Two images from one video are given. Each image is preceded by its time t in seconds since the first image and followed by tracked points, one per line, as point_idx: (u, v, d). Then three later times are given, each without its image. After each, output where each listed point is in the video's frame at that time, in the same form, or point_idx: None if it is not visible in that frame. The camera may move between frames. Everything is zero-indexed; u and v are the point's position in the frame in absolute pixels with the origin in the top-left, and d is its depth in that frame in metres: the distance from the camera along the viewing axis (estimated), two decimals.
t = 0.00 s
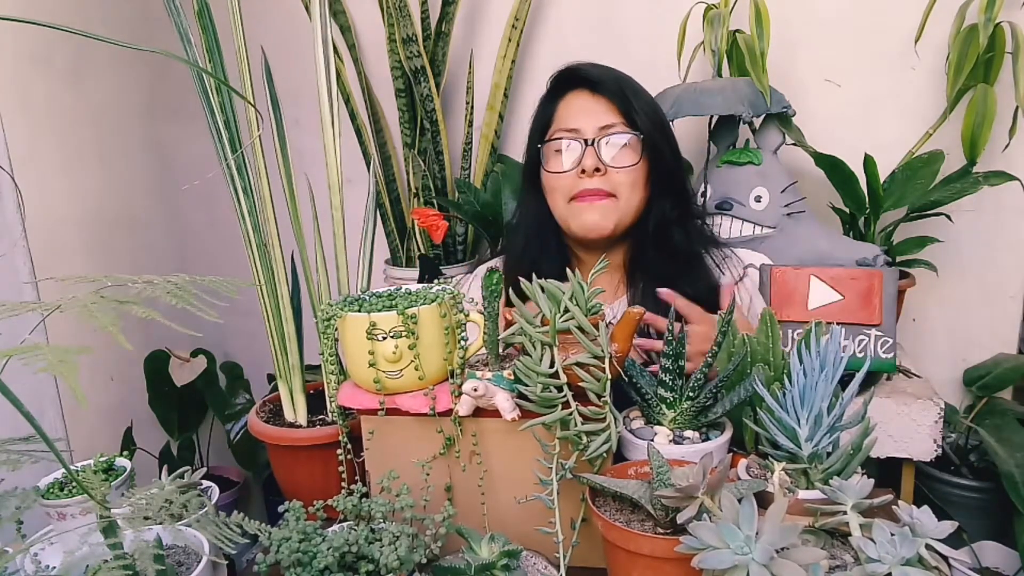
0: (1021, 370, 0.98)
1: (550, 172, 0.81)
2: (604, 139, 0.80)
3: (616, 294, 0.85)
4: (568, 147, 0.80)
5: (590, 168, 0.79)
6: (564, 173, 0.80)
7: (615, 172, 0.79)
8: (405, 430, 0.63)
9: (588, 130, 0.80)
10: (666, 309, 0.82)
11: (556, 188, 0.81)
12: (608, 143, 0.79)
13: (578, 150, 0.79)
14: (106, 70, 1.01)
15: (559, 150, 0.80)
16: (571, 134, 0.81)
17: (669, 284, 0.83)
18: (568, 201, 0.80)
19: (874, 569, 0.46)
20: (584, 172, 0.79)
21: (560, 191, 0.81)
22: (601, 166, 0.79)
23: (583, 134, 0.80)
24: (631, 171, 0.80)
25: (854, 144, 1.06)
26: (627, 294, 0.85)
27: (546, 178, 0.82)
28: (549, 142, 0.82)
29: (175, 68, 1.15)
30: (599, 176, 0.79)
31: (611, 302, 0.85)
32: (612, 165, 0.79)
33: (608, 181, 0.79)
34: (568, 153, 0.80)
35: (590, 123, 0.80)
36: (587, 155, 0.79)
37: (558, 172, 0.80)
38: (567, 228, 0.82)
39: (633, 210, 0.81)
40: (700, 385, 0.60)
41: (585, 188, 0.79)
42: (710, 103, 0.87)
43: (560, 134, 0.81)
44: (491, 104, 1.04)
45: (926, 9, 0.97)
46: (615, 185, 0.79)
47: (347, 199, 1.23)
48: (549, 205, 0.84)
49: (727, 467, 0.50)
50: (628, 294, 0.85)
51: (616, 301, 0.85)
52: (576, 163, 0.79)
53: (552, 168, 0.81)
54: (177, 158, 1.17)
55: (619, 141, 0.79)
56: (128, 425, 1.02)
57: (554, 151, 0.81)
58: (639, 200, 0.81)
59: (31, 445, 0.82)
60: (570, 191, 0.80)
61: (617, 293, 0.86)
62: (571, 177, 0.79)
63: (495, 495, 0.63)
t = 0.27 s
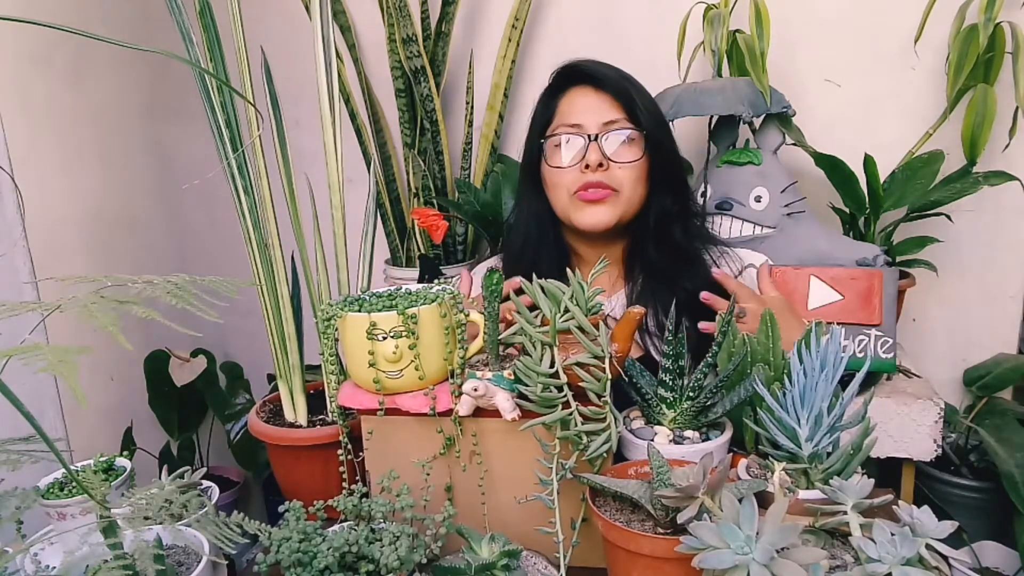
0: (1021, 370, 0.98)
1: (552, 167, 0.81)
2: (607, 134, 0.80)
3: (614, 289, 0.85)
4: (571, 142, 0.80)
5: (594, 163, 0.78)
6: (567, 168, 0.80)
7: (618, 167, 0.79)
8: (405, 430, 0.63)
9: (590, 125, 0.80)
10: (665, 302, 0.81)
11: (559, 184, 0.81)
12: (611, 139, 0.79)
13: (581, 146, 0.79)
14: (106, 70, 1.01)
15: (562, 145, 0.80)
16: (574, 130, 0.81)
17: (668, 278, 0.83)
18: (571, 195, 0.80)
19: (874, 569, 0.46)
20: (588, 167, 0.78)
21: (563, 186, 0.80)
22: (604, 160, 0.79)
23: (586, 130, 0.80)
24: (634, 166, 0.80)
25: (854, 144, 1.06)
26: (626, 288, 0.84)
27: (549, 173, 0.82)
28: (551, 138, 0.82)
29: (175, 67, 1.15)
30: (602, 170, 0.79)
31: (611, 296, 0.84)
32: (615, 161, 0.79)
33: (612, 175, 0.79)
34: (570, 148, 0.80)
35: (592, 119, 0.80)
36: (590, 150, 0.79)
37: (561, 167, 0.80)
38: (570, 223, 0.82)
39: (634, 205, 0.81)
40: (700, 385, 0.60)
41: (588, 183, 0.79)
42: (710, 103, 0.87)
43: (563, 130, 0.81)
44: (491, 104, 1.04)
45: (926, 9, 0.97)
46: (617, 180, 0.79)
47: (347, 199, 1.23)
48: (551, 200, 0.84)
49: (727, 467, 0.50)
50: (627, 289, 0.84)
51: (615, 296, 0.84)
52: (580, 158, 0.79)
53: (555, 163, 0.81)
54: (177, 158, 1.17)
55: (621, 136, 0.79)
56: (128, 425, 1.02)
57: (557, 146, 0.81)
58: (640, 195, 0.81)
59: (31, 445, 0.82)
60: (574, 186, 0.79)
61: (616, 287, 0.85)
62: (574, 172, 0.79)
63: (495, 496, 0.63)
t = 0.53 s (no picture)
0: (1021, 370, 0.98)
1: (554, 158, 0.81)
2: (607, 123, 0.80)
3: (615, 283, 0.85)
4: (572, 132, 0.80)
5: (595, 150, 0.79)
6: (568, 157, 0.80)
7: (619, 155, 0.79)
8: (404, 430, 0.63)
9: (591, 115, 0.81)
10: (665, 296, 0.81)
11: (561, 174, 0.81)
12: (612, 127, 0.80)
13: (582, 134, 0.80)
14: (106, 69, 1.01)
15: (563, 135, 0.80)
16: (575, 120, 0.81)
17: (668, 272, 0.83)
18: (573, 185, 0.80)
19: (874, 569, 0.46)
20: (589, 155, 0.79)
21: (564, 176, 0.80)
22: (605, 148, 0.79)
23: (586, 120, 0.81)
24: (634, 154, 0.80)
25: (854, 144, 1.06)
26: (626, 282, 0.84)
27: (550, 164, 0.82)
28: (552, 129, 0.82)
29: (175, 67, 1.15)
30: (603, 158, 0.79)
31: (611, 289, 0.84)
32: (616, 148, 0.79)
33: (613, 162, 0.79)
34: (571, 138, 0.80)
35: (592, 109, 0.81)
36: (591, 138, 0.79)
37: (562, 157, 0.80)
38: (572, 214, 0.82)
39: (636, 194, 0.81)
40: (700, 385, 0.60)
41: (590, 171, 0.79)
42: (710, 103, 0.87)
43: (563, 121, 0.82)
44: (491, 104, 1.04)
45: (926, 9, 0.97)
46: (618, 168, 0.79)
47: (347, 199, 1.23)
48: (552, 190, 0.84)
49: (727, 467, 0.50)
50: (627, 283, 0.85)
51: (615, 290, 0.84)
52: (581, 147, 0.80)
53: (556, 154, 0.81)
54: (177, 158, 1.17)
55: (621, 124, 0.80)
56: (128, 425, 1.02)
57: (558, 137, 0.81)
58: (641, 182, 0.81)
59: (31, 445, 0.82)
60: (576, 175, 0.79)
61: (616, 281, 0.85)
62: (576, 161, 0.79)
63: (495, 496, 0.63)
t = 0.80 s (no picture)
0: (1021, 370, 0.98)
1: (560, 166, 0.81)
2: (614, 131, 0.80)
3: (618, 286, 0.85)
4: (579, 140, 0.79)
5: (603, 160, 0.79)
6: (575, 165, 0.80)
7: (626, 165, 0.79)
8: (404, 430, 0.63)
9: (598, 123, 0.80)
10: (668, 299, 0.81)
11: (568, 182, 0.81)
12: (619, 137, 0.79)
13: (589, 143, 0.79)
14: (106, 69, 1.01)
15: (570, 143, 0.80)
16: (581, 127, 0.81)
17: (672, 275, 0.83)
18: (580, 193, 0.80)
19: (874, 569, 0.46)
20: (597, 165, 0.79)
21: (572, 184, 0.80)
22: (613, 158, 0.79)
23: (593, 127, 0.80)
24: (641, 163, 0.80)
25: (854, 144, 1.06)
26: (629, 283, 0.84)
27: (557, 171, 0.82)
28: (559, 135, 0.81)
29: (175, 67, 1.15)
30: (611, 168, 0.79)
31: (612, 289, 0.84)
32: (623, 158, 0.79)
33: (620, 172, 0.79)
34: (578, 146, 0.80)
35: (599, 116, 0.80)
36: (599, 147, 0.79)
37: (569, 165, 0.80)
38: (579, 220, 0.82)
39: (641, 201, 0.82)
40: (700, 385, 0.60)
41: (598, 180, 0.79)
42: (710, 103, 0.87)
43: (569, 128, 0.81)
44: (491, 104, 1.04)
45: (926, 9, 0.97)
46: (626, 177, 0.79)
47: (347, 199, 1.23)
48: (558, 197, 0.84)
49: (727, 467, 0.50)
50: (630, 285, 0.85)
51: (618, 292, 0.84)
52: (588, 156, 0.79)
53: (562, 161, 0.81)
54: (176, 158, 1.17)
55: (629, 133, 0.79)
56: (128, 425, 1.02)
57: (564, 143, 0.80)
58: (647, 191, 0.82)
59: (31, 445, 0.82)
60: (583, 184, 0.79)
61: (619, 282, 0.85)
62: (583, 170, 0.79)
63: (495, 495, 0.63)
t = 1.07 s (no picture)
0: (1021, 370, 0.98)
1: (565, 168, 0.81)
2: (619, 133, 0.80)
3: (619, 287, 0.85)
4: (584, 143, 0.79)
5: (608, 163, 0.78)
6: (580, 168, 0.80)
7: (630, 168, 0.79)
8: (404, 430, 0.63)
9: (603, 125, 0.80)
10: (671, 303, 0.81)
11: (572, 185, 0.81)
12: (624, 140, 0.79)
13: (594, 146, 0.79)
14: (106, 69, 1.01)
15: (575, 146, 0.80)
16: (586, 130, 0.81)
17: (675, 279, 0.83)
18: (585, 196, 0.80)
19: (874, 569, 0.46)
20: (601, 168, 0.79)
21: (576, 187, 0.80)
22: (618, 161, 0.79)
23: (598, 130, 0.80)
24: (646, 166, 0.80)
25: (854, 144, 1.06)
26: (631, 285, 0.84)
27: (561, 175, 0.82)
28: (563, 138, 0.81)
29: (176, 68, 1.15)
30: (615, 171, 0.79)
31: (615, 292, 0.85)
32: (627, 161, 0.79)
33: (624, 175, 0.79)
34: (583, 149, 0.80)
35: (604, 118, 0.80)
36: (603, 150, 0.79)
37: (574, 168, 0.80)
38: (584, 224, 0.82)
39: (646, 206, 0.81)
40: (700, 385, 0.60)
41: (603, 183, 0.79)
42: (710, 103, 0.87)
43: (574, 130, 0.81)
44: (491, 104, 1.04)
45: (926, 9, 0.97)
46: (630, 180, 0.79)
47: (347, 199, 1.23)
48: (564, 202, 0.83)
49: (727, 467, 0.50)
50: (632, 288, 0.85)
51: (619, 294, 0.84)
52: (593, 159, 0.79)
53: (566, 164, 0.81)
54: (176, 158, 1.17)
55: (633, 136, 0.79)
56: (128, 425, 1.02)
57: (569, 145, 0.80)
58: (651, 195, 0.82)
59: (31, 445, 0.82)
60: (588, 187, 0.79)
61: (620, 284, 0.86)
62: (588, 173, 0.79)
63: (496, 496, 0.63)
